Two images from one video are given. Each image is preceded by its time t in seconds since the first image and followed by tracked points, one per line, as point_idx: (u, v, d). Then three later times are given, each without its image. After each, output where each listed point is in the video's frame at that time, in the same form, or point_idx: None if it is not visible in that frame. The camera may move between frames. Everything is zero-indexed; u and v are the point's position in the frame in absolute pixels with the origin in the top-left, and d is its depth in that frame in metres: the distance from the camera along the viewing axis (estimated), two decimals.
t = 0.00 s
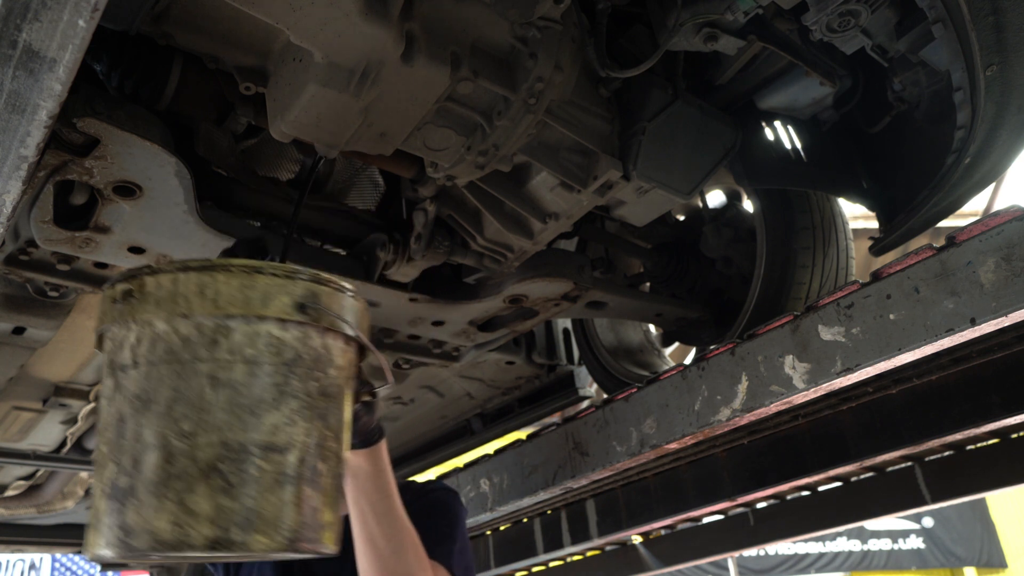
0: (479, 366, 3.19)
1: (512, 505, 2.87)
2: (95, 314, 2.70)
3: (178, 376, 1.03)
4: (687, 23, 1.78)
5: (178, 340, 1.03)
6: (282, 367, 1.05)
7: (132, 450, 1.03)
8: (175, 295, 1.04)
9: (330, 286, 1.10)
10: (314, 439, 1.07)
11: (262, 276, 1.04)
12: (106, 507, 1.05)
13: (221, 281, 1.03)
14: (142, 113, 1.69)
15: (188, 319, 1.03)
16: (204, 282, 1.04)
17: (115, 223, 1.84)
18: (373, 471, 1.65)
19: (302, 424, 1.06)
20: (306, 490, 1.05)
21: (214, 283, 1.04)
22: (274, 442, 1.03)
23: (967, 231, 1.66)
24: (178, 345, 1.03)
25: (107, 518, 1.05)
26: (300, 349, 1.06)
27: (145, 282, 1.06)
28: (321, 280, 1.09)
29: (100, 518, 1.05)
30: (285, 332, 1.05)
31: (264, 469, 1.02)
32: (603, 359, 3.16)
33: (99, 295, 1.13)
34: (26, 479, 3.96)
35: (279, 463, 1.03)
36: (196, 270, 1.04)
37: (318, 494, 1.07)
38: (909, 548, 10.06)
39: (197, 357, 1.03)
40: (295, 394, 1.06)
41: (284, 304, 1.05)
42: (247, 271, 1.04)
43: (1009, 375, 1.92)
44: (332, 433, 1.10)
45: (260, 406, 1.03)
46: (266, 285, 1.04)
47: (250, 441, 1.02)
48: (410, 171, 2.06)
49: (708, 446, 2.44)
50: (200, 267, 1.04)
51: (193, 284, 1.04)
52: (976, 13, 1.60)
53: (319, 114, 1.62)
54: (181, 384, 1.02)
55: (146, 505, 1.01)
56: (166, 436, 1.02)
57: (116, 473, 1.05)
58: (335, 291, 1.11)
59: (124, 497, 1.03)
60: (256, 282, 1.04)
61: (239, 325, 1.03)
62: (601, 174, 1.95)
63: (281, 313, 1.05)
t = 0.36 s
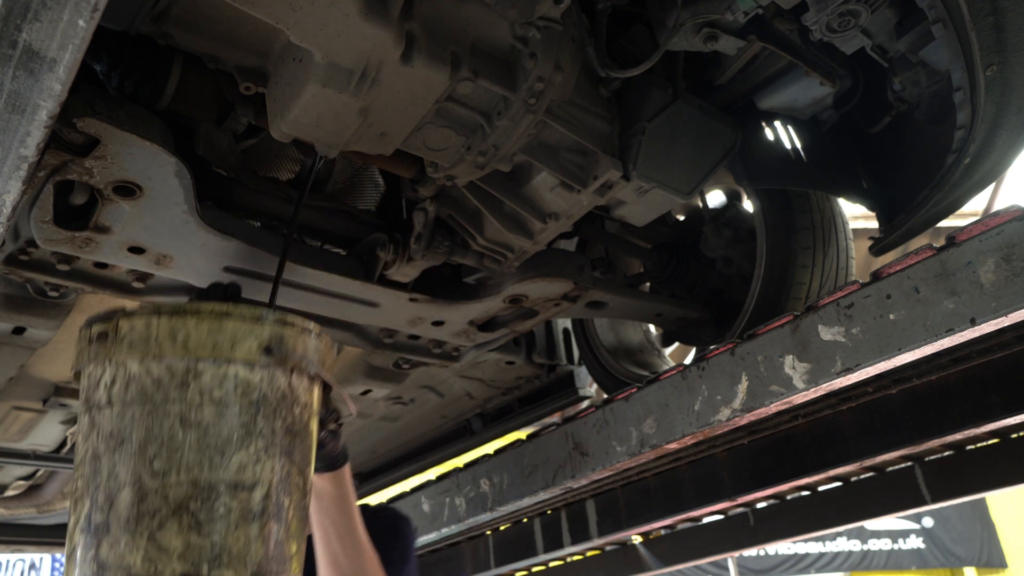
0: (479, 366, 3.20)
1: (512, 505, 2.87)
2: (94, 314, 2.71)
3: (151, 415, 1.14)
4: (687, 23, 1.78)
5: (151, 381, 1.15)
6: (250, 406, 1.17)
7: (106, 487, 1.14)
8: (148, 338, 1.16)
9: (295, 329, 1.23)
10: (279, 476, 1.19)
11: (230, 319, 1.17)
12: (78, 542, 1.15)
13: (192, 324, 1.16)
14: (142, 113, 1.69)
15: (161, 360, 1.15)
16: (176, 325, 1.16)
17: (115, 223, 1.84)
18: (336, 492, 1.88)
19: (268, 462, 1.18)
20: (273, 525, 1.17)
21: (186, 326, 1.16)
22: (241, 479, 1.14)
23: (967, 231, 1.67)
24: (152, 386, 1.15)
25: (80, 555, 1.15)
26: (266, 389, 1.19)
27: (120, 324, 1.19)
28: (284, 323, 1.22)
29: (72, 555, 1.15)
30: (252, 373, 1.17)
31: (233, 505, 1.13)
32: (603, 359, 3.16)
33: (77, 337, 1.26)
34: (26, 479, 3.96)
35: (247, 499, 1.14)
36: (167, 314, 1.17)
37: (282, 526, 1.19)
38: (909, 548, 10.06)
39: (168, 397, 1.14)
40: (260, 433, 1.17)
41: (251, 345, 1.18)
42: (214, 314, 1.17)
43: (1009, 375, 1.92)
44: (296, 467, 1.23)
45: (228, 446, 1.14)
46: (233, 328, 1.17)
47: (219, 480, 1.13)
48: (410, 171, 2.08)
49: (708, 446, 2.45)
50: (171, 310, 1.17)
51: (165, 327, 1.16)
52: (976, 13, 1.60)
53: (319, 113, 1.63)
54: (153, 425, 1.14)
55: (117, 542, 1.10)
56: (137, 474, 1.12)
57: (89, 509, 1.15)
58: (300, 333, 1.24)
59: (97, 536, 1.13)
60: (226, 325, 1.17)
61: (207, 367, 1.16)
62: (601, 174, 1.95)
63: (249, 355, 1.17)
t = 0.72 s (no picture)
0: (479, 366, 3.20)
1: (512, 505, 2.87)
2: (94, 314, 2.71)
3: (168, 433, 1.33)
4: (687, 23, 1.78)
5: (170, 399, 1.34)
6: (262, 429, 1.38)
7: (121, 498, 1.30)
8: (170, 357, 1.35)
9: (306, 360, 1.46)
10: (284, 495, 1.40)
11: (248, 344, 1.39)
12: (89, 549, 1.30)
13: (213, 348, 1.37)
14: (141, 113, 1.69)
15: (181, 380, 1.35)
16: (197, 348, 1.36)
17: (115, 223, 1.84)
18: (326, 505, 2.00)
19: (275, 482, 1.39)
20: (275, 543, 1.37)
21: (206, 350, 1.37)
22: (250, 497, 1.35)
23: (967, 231, 1.67)
24: (170, 404, 1.34)
25: (91, 559, 1.30)
26: (278, 411, 1.40)
27: (142, 343, 1.38)
28: (297, 352, 1.45)
29: (82, 556, 1.31)
30: (266, 396, 1.39)
31: (238, 521, 1.32)
32: (603, 359, 3.15)
33: (95, 350, 1.44)
34: (27, 479, 3.96)
35: (253, 516, 1.34)
36: (190, 337, 1.37)
37: (286, 544, 1.39)
38: (909, 548, 10.06)
39: (186, 416, 1.34)
40: (272, 453, 1.39)
41: (267, 371, 1.40)
42: (235, 341, 1.38)
43: (1009, 375, 1.92)
44: (302, 489, 1.45)
45: (241, 465, 1.35)
46: (251, 354, 1.39)
47: (230, 496, 1.33)
48: (409, 171, 2.09)
49: (708, 446, 2.45)
50: (194, 334, 1.37)
51: (188, 349, 1.36)
52: (976, 13, 1.60)
53: (319, 113, 1.63)
54: (170, 441, 1.32)
55: (131, 550, 1.27)
56: (154, 486, 1.30)
57: (102, 518, 1.31)
58: (310, 361, 1.47)
59: (111, 543, 1.28)
60: (246, 350, 1.38)
61: (225, 388, 1.36)
62: (601, 174, 1.95)
63: (264, 379, 1.39)
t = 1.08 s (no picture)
0: (479, 366, 3.20)
1: (512, 505, 2.87)
2: (93, 314, 2.71)
3: (190, 434, 1.33)
4: (686, 23, 1.78)
5: (191, 400, 1.34)
6: (280, 431, 1.39)
7: (141, 499, 1.30)
8: (192, 359, 1.36)
9: (322, 365, 1.48)
10: (298, 498, 1.41)
11: (269, 348, 1.40)
12: (106, 551, 1.29)
13: (235, 350, 1.38)
14: (141, 113, 1.69)
15: (203, 382, 1.35)
16: (219, 350, 1.37)
17: (115, 223, 1.84)
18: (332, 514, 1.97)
19: (290, 485, 1.40)
20: (290, 546, 1.38)
21: (228, 352, 1.38)
22: (269, 498, 1.36)
23: (967, 231, 1.67)
24: (191, 405, 1.34)
25: (108, 561, 1.29)
26: (295, 414, 1.42)
27: (162, 345, 1.38)
28: (313, 356, 1.47)
29: (98, 559, 1.29)
30: (284, 399, 1.41)
31: (256, 522, 1.33)
32: (603, 359, 3.15)
33: (111, 354, 1.43)
34: (26, 479, 3.96)
35: (269, 519, 1.35)
36: (212, 339, 1.38)
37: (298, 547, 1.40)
38: (909, 548, 10.06)
39: (207, 417, 1.34)
40: (289, 455, 1.40)
41: (287, 374, 1.41)
42: (257, 344, 1.39)
43: (1009, 375, 1.92)
44: (315, 492, 1.46)
45: (262, 465, 1.36)
46: (272, 356, 1.40)
47: (249, 497, 1.33)
48: (409, 171, 2.09)
49: (708, 446, 2.45)
50: (216, 336, 1.38)
51: (209, 351, 1.37)
52: (976, 13, 1.60)
53: (319, 113, 1.64)
54: (191, 442, 1.32)
55: (152, 551, 1.26)
56: (175, 487, 1.30)
57: (121, 520, 1.30)
58: (323, 366, 1.49)
59: (130, 545, 1.28)
60: (267, 354, 1.40)
61: (247, 390, 1.37)
62: (601, 174, 1.95)
63: (284, 382, 1.41)
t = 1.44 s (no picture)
0: (479, 366, 3.20)
1: (512, 505, 2.87)
2: (93, 314, 2.71)
3: (161, 448, 1.28)
4: (687, 23, 1.78)
5: (164, 414, 1.30)
6: (254, 445, 1.33)
7: (111, 513, 1.25)
8: (166, 373, 1.31)
9: (300, 377, 1.41)
10: (274, 510, 1.35)
11: (242, 361, 1.34)
12: (78, 565, 1.25)
13: (208, 363, 1.32)
14: (141, 112, 1.69)
15: (176, 395, 1.30)
16: (192, 364, 1.32)
17: (115, 222, 1.84)
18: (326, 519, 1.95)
19: (265, 499, 1.33)
20: (264, 560, 1.31)
21: (201, 365, 1.32)
22: (241, 512, 1.29)
23: (967, 231, 1.67)
24: (164, 419, 1.29)
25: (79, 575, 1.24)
26: (270, 428, 1.36)
27: (138, 359, 1.34)
28: (291, 369, 1.40)
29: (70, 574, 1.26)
30: (259, 412, 1.34)
31: (228, 536, 1.27)
32: (603, 359, 3.15)
33: (92, 369, 1.40)
34: (26, 479, 3.96)
35: (242, 532, 1.29)
36: (186, 353, 1.33)
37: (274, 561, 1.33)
38: (909, 548, 10.07)
39: (179, 431, 1.29)
40: (264, 469, 1.34)
41: (261, 387, 1.35)
42: (230, 357, 1.33)
43: (1008, 375, 1.92)
44: (293, 506, 1.39)
45: (233, 479, 1.30)
46: (245, 370, 1.34)
47: (219, 511, 1.27)
48: (409, 171, 2.09)
49: (709, 446, 2.44)
50: (190, 350, 1.33)
51: (182, 366, 1.32)
52: (976, 13, 1.60)
53: (319, 113, 1.64)
54: (163, 456, 1.27)
55: (119, 565, 1.22)
56: (144, 501, 1.25)
57: (92, 535, 1.25)
58: (303, 379, 1.42)
59: (98, 559, 1.23)
60: (240, 367, 1.34)
61: (219, 404, 1.31)
62: (601, 174, 1.95)
63: (258, 395, 1.34)
